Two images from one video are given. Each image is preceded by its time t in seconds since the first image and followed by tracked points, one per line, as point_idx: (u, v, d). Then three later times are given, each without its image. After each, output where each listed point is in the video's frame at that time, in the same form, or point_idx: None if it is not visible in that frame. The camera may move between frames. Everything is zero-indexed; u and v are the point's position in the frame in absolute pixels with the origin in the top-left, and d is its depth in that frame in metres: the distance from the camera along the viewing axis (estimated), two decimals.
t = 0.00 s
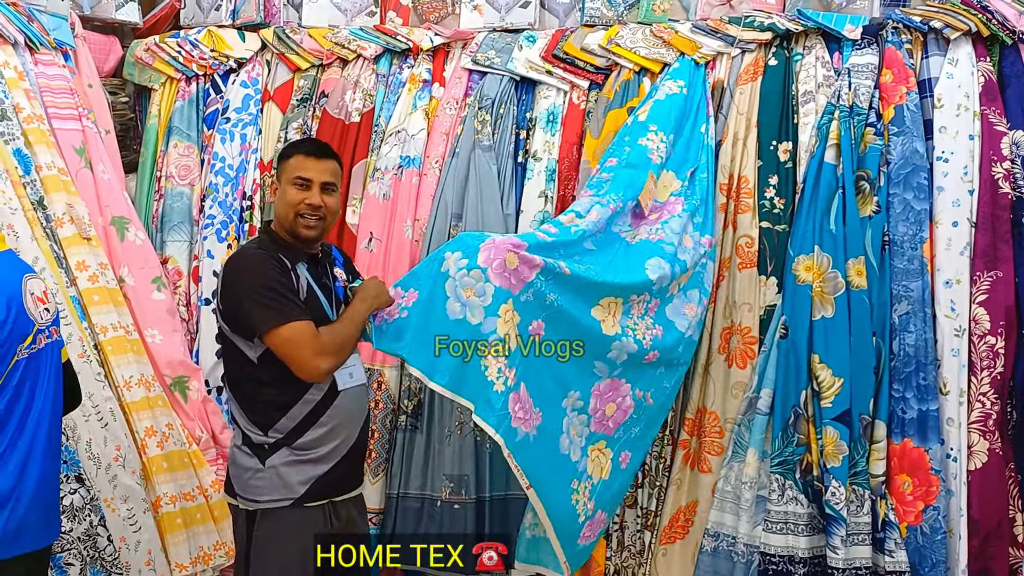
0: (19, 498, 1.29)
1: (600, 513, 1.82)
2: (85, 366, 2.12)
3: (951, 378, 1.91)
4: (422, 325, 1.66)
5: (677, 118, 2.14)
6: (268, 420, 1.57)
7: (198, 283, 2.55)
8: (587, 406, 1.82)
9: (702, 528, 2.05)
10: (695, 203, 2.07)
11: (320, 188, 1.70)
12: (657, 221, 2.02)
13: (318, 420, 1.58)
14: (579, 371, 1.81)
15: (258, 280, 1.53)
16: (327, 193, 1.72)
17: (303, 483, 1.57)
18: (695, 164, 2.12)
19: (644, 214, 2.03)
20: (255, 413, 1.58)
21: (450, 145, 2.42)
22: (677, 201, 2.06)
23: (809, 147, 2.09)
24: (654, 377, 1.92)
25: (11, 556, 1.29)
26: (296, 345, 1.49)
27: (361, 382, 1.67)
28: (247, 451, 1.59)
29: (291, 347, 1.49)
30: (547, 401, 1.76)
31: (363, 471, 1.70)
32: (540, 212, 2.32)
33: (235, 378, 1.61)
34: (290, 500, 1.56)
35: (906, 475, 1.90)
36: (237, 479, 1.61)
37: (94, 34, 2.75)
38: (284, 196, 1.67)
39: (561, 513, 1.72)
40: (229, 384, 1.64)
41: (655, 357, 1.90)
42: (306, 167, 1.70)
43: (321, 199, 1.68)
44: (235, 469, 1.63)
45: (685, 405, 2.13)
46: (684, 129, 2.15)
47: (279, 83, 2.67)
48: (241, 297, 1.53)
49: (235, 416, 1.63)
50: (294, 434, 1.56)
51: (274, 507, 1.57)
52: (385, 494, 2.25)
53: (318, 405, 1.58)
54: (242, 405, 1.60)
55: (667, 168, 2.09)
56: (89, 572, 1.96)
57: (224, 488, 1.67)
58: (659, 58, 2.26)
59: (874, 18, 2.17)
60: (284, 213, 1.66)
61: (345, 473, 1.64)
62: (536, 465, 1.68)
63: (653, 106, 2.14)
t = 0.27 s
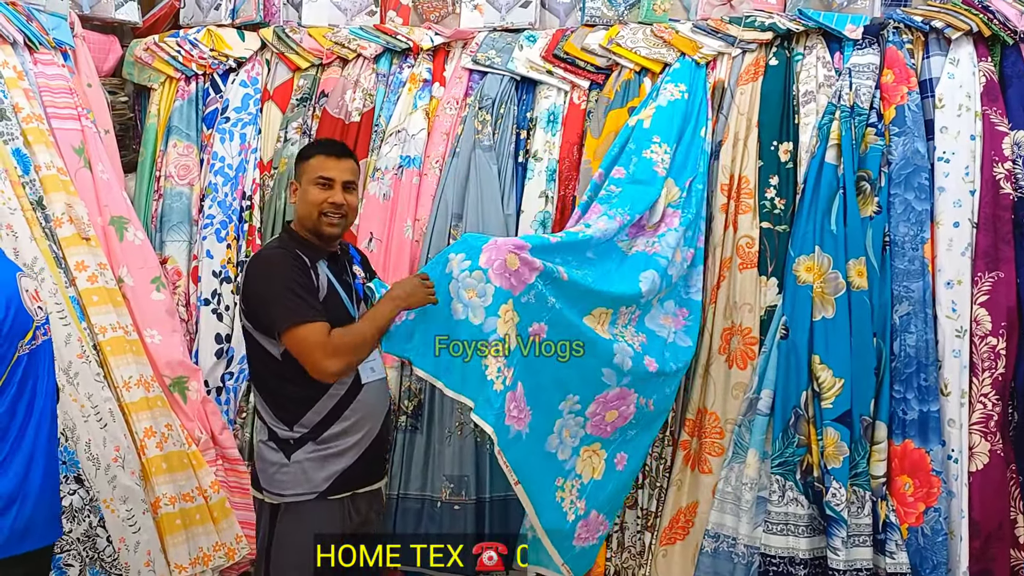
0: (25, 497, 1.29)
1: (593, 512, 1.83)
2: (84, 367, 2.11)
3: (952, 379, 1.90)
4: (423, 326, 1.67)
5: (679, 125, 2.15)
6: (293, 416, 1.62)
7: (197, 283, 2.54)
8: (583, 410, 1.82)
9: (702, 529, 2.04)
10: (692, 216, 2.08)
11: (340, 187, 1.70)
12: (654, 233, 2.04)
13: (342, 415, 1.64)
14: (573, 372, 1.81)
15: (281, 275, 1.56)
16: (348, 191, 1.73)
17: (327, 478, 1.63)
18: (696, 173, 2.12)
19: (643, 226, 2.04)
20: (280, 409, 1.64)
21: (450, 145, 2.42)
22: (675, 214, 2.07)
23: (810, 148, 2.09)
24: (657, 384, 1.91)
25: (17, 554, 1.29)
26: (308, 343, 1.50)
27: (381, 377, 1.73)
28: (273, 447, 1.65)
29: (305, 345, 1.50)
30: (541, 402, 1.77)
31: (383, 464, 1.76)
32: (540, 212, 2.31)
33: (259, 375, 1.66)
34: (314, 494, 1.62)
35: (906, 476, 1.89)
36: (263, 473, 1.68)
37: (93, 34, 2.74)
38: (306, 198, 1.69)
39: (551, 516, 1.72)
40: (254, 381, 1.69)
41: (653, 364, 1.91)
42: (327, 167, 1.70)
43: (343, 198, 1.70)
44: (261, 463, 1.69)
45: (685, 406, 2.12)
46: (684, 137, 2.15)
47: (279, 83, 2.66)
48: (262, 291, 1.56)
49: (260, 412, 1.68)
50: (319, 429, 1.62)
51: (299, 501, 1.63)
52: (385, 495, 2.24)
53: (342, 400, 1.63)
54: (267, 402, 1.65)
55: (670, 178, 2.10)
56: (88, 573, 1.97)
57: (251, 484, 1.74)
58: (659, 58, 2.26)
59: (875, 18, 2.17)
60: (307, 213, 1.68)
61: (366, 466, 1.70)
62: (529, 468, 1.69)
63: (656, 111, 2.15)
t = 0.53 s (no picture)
0: (23, 501, 1.31)
1: (605, 526, 1.90)
2: (82, 367, 2.11)
3: (952, 378, 1.90)
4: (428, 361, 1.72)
5: (676, 125, 2.15)
6: (319, 413, 1.68)
7: (196, 283, 2.53)
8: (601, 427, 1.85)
9: (702, 528, 2.04)
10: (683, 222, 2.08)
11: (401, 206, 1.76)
12: (640, 239, 2.04)
13: (368, 412, 1.70)
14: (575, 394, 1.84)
15: (328, 277, 1.60)
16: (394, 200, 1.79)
17: (350, 474, 1.69)
18: (689, 175, 2.12)
19: (631, 229, 2.04)
20: (305, 407, 1.70)
21: (449, 144, 2.42)
22: (663, 220, 2.07)
23: (809, 146, 2.08)
24: (657, 394, 1.96)
25: (17, 555, 1.32)
26: (339, 349, 1.55)
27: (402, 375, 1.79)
28: (300, 443, 1.71)
29: (336, 351, 1.55)
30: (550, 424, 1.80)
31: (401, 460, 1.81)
32: (539, 211, 2.30)
33: (287, 374, 1.72)
34: (338, 489, 1.68)
35: (906, 476, 1.89)
36: (289, 469, 1.74)
37: (92, 33, 2.74)
38: (373, 203, 1.70)
39: (560, 537, 1.82)
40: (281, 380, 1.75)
41: (632, 380, 1.94)
42: (397, 182, 1.74)
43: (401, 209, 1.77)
44: (288, 460, 1.75)
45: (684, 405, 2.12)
46: (682, 134, 2.15)
47: (278, 82, 2.66)
48: (306, 284, 1.59)
49: (288, 409, 1.75)
50: (344, 426, 1.68)
51: (322, 495, 1.69)
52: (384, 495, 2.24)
53: (367, 398, 1.70)
54: (294, 400, 1.72)
55: (662, 178, 2.10)
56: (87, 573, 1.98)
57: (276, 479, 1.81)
58: (659, 57, 2.26)
59: (874, 16, 2.16)
60: (370, 220, 1.71)
61: (386, 462, 1.76)
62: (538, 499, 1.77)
63: (654, 111, 2.16)
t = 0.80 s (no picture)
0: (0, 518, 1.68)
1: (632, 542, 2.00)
2: (70, 364, 2.10)
3: (942, 374, 1.90)
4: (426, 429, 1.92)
5: (655, 121, 2.17)
6: (340, 402, 1.68)
7: (185, 280, 2.51)
8: (608, 458, 1.98)
9: (692, 525, 2.03)
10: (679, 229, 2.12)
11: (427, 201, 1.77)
12: (630, 250, 2.09)
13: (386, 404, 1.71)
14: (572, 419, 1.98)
15: (369, 282, 1.62)
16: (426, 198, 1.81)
17: (367, 462, 1.70)
18: (679, 173, 2.15)
19: (621, 237, 2.10)
20: (325, 395, 1.69)
21: (440, 140, 2.41)
22: (655, 226, 2.10)
23: (800, 143, 2.07)
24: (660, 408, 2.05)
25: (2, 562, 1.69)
26: (373, 357, 1.59)
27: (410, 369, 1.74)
28: (318, 432, 1.70)
29: (372, 361, 1.58)
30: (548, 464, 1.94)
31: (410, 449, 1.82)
32: (530, 207, 2.31)
33: (307, 360, 1.71)
34: (356, 477, 1.68)
35: (896, 472, 1.89)
36: (303, 458, 1.73)
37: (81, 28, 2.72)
38: (406, 202, 1.72)
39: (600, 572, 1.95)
40: (299, 367, 1.74)
41: (648, 400, 2.04)
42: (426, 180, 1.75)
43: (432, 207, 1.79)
44: (301, 449, 1.74)
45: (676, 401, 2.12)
46: (667, 125, 2.18)
47: (267, 78, 2.65)
48: (346, 288, 1.60)
49: (303, 396, 1.73)
50: (364, 416, 1.69)
51: (342, 484, 1.68)
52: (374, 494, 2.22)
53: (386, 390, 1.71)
54: (313, 387, 1.71)
55: (649, 176, 2.14)
56: (75, 571, 1.96)
57: (287, 467, 1.79)
58: (650, 53, 2.26)
59: (865, 13, 2.16)
60: (400, 220, 1.72)
61: (399, 452, 1.76)
62: (539, 541, 1.90)
63: (636, 108, 2.18)
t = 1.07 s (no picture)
0: None
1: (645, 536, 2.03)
2: (50, 354, 2.07)
3: (924, 363, 1.91)
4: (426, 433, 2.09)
5: (642, 114, 2.17)
6: (351, 387, 1.74)
7: (166, 271, 2.48)
8: (590, 452, 2.01)
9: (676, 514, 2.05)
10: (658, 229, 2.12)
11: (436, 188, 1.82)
12: (607, 251, 2.12)
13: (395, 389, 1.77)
14: (554, 416, 2.04)
15: (385, 269, 1.67)
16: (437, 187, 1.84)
17: (380, 446, 1.75)
18: (662, 165, 2.15)
19: (602, 236, 2.13)
20: (339, 381, 1.74)
21: (424, 130, 2.40)
22: (629, 221, 2.13)
23: (784, 134, 2.08)
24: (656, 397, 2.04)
25: None
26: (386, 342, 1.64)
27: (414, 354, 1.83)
28: (328, 418, 1.74)
29: (385, 346, 1.64)
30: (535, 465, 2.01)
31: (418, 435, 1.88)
32: (514, 197, 2.29)
33: (320, 347, 1.76)
34: (370, 461, 1.73)
35: (879, 460, 1.89)
36: (315, 444, 1.76)
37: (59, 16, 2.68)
38: (416, 192, 1.77)
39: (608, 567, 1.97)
40: (310, 353, 1.78)
41: (642, 391, 2.03)
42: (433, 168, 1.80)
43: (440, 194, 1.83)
44: (312, 435, 1.77)
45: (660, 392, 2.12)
46: (649, 121, 2.17)
47: (249, 67, 2.62)
48: (362, 275, 1.66)
49: (315, 380, 1.77)
50: (374, 401, 1.75)
51: (355, 468, 1.73)
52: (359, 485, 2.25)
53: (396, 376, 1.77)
54: (326, 373, 1.75)
55: (630, 172, 2.14)
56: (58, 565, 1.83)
57: (297, 456, 1.81)
58: (634, 43, 2.25)
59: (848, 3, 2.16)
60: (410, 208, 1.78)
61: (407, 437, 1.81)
62: (539, 541, 1.98)
63: (620, 100, 2.18)
